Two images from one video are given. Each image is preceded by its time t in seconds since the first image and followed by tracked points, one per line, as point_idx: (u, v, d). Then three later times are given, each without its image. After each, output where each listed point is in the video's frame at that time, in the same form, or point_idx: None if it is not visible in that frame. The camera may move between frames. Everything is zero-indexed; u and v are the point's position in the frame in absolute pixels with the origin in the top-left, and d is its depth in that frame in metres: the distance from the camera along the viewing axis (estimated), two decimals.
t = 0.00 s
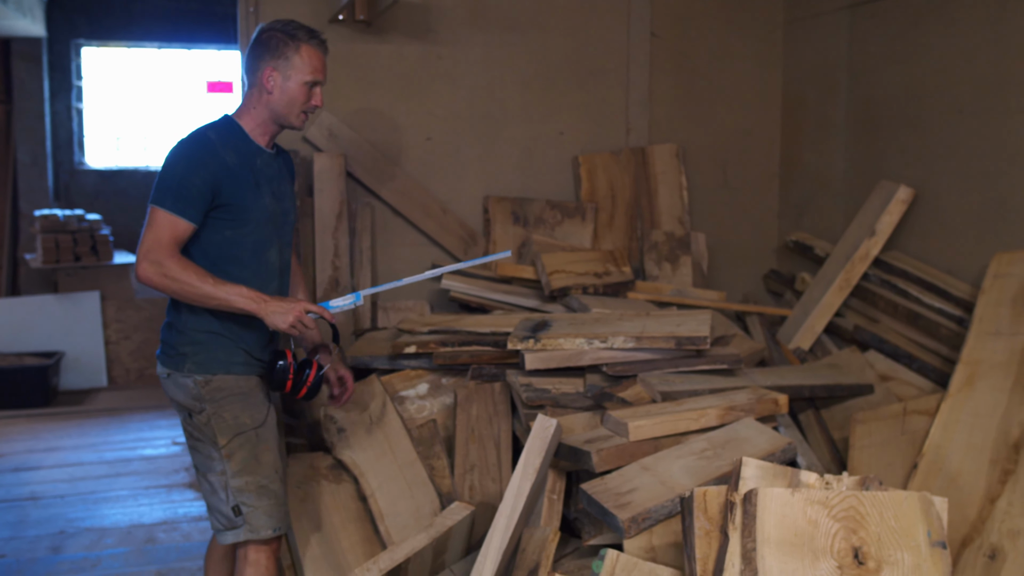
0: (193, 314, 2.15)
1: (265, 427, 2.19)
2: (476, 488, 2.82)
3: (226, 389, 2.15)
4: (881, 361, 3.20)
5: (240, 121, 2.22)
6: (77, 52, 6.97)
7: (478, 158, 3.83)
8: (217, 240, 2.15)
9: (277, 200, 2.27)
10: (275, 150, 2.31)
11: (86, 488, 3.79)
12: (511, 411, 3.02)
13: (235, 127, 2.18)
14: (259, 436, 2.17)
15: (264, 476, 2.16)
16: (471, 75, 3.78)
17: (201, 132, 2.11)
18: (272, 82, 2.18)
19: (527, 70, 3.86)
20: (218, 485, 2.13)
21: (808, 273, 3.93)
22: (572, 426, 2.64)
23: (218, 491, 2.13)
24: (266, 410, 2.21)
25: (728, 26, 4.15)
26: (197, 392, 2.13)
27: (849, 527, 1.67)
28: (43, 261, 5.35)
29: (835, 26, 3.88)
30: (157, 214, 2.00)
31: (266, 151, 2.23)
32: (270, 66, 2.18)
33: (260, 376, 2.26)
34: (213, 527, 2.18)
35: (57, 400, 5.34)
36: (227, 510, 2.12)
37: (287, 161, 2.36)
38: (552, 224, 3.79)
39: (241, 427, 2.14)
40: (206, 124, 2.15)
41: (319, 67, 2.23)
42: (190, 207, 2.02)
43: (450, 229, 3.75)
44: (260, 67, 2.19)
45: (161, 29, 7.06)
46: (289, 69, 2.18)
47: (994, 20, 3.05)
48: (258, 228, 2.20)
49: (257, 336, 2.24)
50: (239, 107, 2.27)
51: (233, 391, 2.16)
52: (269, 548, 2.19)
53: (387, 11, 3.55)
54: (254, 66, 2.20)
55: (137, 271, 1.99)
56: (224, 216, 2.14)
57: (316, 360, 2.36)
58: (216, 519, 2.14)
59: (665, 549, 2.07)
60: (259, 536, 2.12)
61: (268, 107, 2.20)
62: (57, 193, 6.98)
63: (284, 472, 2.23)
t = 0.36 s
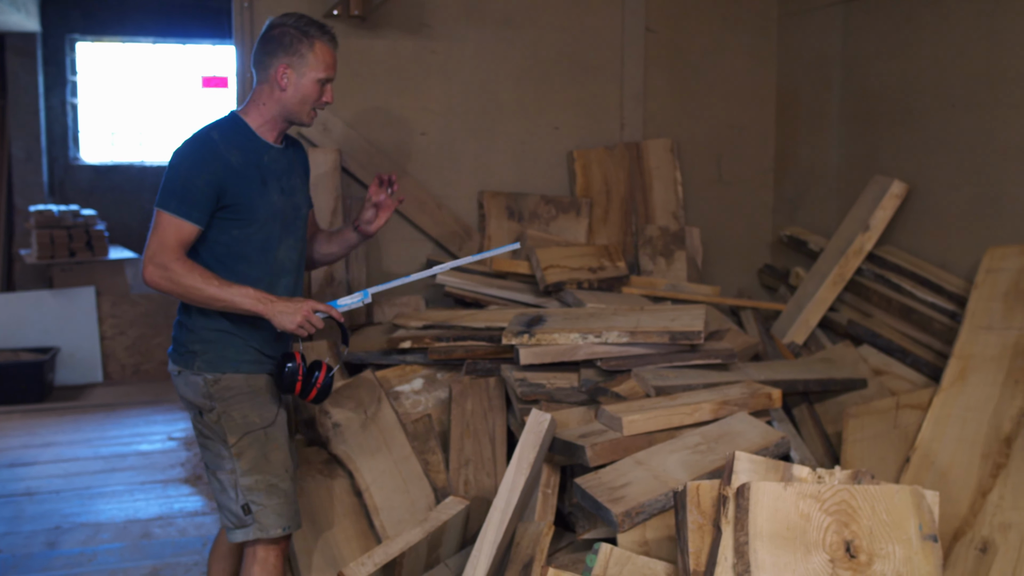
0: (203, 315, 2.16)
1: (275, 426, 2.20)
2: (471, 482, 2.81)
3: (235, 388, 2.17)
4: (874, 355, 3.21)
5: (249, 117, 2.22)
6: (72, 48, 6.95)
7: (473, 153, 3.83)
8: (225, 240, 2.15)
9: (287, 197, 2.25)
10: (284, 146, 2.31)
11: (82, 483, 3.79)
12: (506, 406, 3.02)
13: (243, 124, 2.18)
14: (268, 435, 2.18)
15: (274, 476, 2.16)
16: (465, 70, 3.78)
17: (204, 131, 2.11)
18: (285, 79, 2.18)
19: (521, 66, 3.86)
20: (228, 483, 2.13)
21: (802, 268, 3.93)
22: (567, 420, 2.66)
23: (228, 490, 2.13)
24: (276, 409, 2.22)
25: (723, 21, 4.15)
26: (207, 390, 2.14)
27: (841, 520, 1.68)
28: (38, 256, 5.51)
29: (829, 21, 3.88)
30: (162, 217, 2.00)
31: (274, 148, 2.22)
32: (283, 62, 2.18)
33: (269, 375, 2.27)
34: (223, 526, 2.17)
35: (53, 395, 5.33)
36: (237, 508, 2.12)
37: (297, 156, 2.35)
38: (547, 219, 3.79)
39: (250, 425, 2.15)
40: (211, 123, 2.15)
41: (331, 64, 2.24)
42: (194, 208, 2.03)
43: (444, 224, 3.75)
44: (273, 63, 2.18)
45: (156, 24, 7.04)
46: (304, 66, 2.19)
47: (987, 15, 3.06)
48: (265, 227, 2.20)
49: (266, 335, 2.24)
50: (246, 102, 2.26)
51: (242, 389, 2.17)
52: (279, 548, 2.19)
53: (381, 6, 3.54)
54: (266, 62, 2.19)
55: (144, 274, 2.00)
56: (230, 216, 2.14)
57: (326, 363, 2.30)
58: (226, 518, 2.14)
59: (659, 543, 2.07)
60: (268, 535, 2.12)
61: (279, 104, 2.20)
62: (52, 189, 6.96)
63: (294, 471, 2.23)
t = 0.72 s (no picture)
0: (191, 316, 2.18)
1: (259, 430, 2.18)
2: (460, 483, 2.79)
3: (219, 391, 2.17)
4: (862, 355, 3.22)
5: (261, 123, 2.22)
6: (61, 47, 6.91)
7: (463, 153, 3.83)
8: (223, 242, 2.15)
9: (291, 206, 2.24)
10: (297, 154, 2.30)
11: (72, 484, 3.76)
12: (495, 406, 3.01)
13: (253, 129, 2.19)
14: (252, 439, 2.16)
15: (256, 479, 2.14)
16: (455, 70, 3.77)
17: (213, 133, 2.13)
18: (298, 84, 2.18)
19: (511, 66, 3.85)
20: (210, 485, 2.13)
21: (791, 268, 3.94)
22: (557, 420, 2.66)
23: (210, 492, 2.13)
24: (260, 413, 2.20)
25: (713, 22, 4.16)
26: (191, 391, 2.15)
27: (827, 521, 1.68)
28: (27, 256, 5.43)
29: (818, 22, 3.89)
30: (163, 214, 2.01)
31: (284, 155, 2.22)
32: (296, 68, 2.19)
33: (255, 380, 2.27)
34: (205, 529, 2.17)
35: (42, 396, 5.29)
36: (218, 511, 2.10)
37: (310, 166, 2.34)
38: (536, 219, 3.78)
39: (233, 428, 2.13)
40: (221, 126, 2.16)
41: (344, 70, 2.25)
42: (196, 208, 2.03)
43: (434, 224, 3.75)
44: (286, 68, 2.19)
45: (146, 23, 7.00)
46: (316, 72, 2.19)
47: (974, 17, 3.07)
48: (266, 233, 2.19)
49: (254, 340, 2.25)
50: (260, 108, 2.27)
51: (226, 392, 2.17)
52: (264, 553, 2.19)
53: (370, 6, 3.53)
54: (280, 68, 2.20)
55: (141, 269, 2.00)
56: (230, 219, 2.14)
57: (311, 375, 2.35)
58: (208, 521, 2.13)
59: (647, 544, 2.07)
60: (248, 539, 2.09)
61: (291, 109, 2.21)
62: (42, 188, 6.92)
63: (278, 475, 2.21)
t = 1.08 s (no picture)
0: (170, 319, 2.17)
1: (232, 438, 2.23)
2: (451, 486, 2.79)
3: (192, 398, 2.17)
4: (852, 358, 3.22)
5: (275, 141, 2.20)
6: (51, 49, 6.87)
7: (454, 157, 3.82)
8: (213, 247, 2.14)
9: (290, 223, 2.22)
10: (307, 174, 2.28)
11: (61, 489, 3.73)
12: (487, 410, 2.98)
13: (266, 146, 2.17)
14: (224, 447, 2.21)
15: (228, 487, 2.20)
16: (446, 74, 3.77)
17: (223, 139, 2.13)
18: (316, 105, 2.18)
19: (502, 70, 3.85)
20: (182, 492, 2.18)
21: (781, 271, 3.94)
22: (547, 424, 2.65)
23: (182, 499, 2.19)
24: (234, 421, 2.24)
25: (704, 26, 4.17)
26: (164, 398, 2.16)
27: (817, 525, 1.68)
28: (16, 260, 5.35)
29: (808, 27, 3.90)
30: (158, 208, 2.01)
31: (292, 174, 2.21)
32: (315, 88, 2.18)
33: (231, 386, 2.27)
34: (179, 533, 2.25)
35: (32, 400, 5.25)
36: (190, 518, 2.18)
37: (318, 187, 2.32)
38: (527, 223, 3.77)
39: (206, 436, 2.18)
40: (234, 134, 2.17)
41: (361, 91, 2.25)
42: (191, 209, 2.02)
43: (425, 229, 3.74)
44: (304, 89, 2.19)
45: (136, 25, 6.97)
46: (335, 93, 2.19)
47: (962, 22, 3.09)
48: (258, 246, 2.17)
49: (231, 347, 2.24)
50: (272, 126, 2.25)
51: (200, 399, 2.18)
52: (244, 556, 2.28)
53: (360, 10, 3.52)
54: (297, 88, 2.20)
55: (125, 259, 1.99)
56: (224, 226, 2.13)
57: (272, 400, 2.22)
58: (180, 526, 2.21)
59: (638, 547, 2.07)
60: (219, 546, 2.17)
61: (307, 129, 2.19)
62: (32, 191, 6.89)
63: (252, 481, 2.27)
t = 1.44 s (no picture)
0: (157, 323, 2.17)
1: (217, 444, 2.21)
2: (445, 490, 2.78)
3: (176, 404, 2.16)
4: (846, 361, 3.22)
5: (278, 154, 2.19)
6: (42, 53, 6.84)
7: (447, 161, 3.82)
8: (205, 251, 2.13)
9: (285, 233, 2.21)
10: (309, 188, 2.27)
11: (53, 493, 3.70)
12: (480, 414, 2.96)
13: (268, 157, 2.17)
14: (209, 453, 2.19)
15: (214, 493, 2.18)
16: (439, 78, 3.76)
17: (224, 145, 2.14)
18: (322, 118, 2.18)
19: (495, 74, 3.85)
20: (168, 499, 2.18)
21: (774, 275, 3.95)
22: (541, 428, 2.67)
23: (168, 505, 2.18)
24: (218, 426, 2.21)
25: (697, 30, 4.18)
26: (148, 404, 2.15)
27: (812, 529, 1.68)
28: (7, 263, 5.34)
29: (800, 31, 3.92)
30: (152, 206, 2.00)
31: (292, 185, 2.20)
32: (320, 102, 2.18)
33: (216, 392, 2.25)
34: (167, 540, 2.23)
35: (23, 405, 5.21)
36: (176, 524, 2.16)
37: (320, 202, 2.31)
38: (520, 226, 3.76)
39: (190, 443, 2.17)
40: (236, 142, 2.17)
41: (366, 105, 2.24)
42: (185, 210, 2.02)
43: (418, 233, 3.74)
44: (310, 103, 2.18)
45: (128, 29, 6.94)
46: (340, 106, 2.19)
47: (953, 27, 3.11)
48: (251, 253, 2.16)
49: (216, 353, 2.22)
50: (276, 139, 2.24)
51: (184, 405, 2.17)
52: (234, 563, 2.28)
53: (354, 14, 3.51)
54: (302, 101, 2.19)
55: (114, 254, 1.98)
56: (218, 230, 2.12)
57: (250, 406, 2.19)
58: (167, 533, 2.20)
59: (632, 552, 2.07)
60: (205, 552, 2.16)
61: (312, 142, 2.19)
62: (23, 195, 6.86)
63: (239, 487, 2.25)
